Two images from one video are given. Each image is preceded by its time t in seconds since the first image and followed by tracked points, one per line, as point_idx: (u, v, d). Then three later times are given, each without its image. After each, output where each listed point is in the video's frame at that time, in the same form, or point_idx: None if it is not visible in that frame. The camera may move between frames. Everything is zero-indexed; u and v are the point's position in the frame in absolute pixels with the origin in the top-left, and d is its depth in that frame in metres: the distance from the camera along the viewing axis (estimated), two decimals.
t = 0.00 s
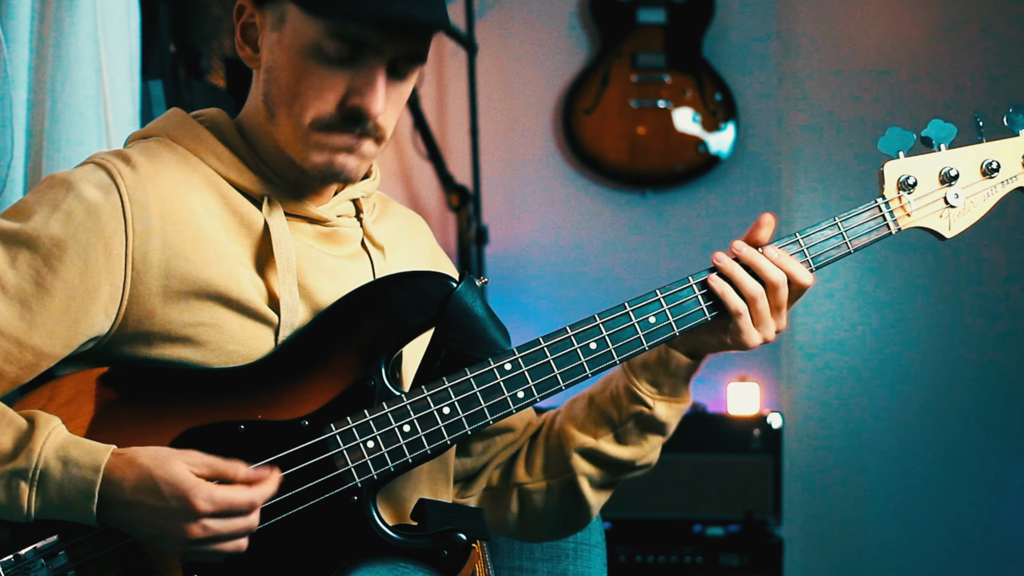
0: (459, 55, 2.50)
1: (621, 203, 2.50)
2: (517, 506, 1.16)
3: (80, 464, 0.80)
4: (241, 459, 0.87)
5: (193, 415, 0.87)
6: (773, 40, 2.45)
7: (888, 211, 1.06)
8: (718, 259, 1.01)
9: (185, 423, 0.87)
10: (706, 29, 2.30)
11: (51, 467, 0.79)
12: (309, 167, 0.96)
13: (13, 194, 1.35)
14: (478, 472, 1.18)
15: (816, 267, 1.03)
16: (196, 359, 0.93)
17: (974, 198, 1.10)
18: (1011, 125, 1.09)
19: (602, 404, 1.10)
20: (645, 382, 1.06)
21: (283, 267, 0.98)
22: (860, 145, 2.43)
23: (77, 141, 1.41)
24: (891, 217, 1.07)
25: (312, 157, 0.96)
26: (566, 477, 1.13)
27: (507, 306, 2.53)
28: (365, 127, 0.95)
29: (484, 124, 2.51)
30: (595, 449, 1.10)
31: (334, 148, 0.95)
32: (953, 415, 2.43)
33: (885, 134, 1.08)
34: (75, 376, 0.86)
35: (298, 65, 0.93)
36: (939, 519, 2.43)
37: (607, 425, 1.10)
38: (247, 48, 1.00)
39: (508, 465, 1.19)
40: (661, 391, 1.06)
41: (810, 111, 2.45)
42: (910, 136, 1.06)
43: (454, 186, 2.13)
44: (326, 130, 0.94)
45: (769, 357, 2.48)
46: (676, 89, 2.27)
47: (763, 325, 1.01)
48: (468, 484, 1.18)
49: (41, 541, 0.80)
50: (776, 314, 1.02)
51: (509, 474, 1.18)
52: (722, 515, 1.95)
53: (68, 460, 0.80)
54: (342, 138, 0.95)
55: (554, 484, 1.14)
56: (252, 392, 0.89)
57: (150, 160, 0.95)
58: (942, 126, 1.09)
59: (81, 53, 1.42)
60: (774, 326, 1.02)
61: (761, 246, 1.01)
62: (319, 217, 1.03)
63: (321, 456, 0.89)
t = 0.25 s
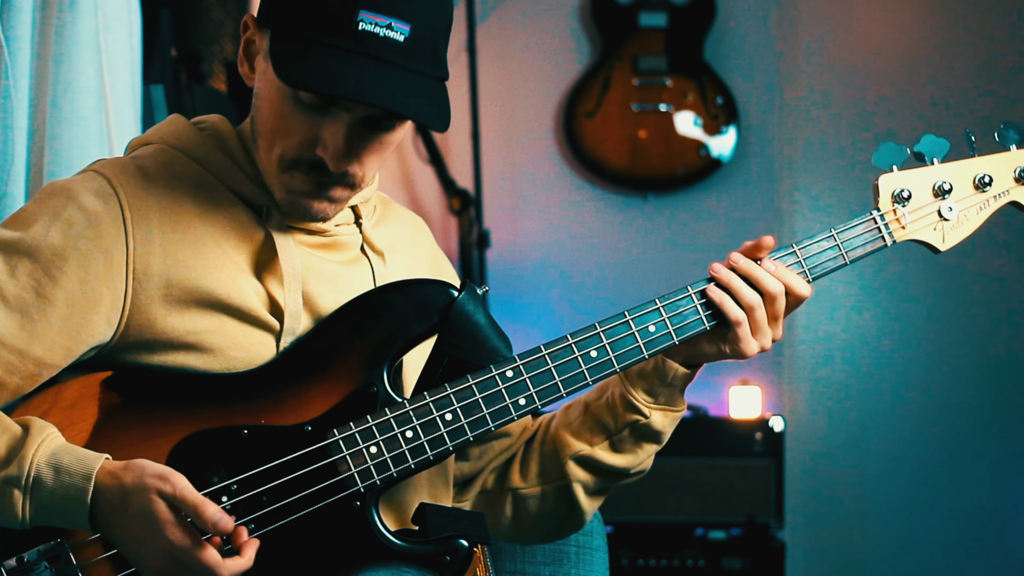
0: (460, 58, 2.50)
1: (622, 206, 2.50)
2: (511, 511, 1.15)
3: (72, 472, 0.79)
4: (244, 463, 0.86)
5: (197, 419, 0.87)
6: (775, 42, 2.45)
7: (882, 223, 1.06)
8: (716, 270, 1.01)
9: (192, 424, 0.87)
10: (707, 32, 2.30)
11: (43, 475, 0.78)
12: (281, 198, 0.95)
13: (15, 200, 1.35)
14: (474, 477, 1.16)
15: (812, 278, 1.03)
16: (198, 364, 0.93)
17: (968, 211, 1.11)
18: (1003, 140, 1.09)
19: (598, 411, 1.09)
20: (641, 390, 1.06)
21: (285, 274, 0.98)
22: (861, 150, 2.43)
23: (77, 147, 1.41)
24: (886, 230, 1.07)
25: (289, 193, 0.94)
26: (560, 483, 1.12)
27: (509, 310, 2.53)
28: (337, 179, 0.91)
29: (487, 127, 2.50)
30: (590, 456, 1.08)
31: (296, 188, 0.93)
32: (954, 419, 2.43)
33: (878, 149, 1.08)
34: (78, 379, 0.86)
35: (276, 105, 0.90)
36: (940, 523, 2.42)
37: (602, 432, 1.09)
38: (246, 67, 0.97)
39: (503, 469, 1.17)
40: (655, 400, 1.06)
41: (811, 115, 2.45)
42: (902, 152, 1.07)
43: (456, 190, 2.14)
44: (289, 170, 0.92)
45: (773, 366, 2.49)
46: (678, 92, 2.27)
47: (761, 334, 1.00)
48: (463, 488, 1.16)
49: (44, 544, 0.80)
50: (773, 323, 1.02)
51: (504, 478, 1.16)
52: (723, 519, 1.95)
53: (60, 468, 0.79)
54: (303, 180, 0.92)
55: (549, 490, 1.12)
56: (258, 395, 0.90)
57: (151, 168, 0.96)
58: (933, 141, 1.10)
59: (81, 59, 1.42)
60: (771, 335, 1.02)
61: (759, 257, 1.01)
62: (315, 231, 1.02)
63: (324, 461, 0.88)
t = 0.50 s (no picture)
0: (464, 62, 2.50)
1: (625, 209, 2.50)
2: (512, 514, 1.14)
3: (76, 472, 0.79)
4: (249, 466, 0.86)
5: (203, 420, 0.87)
6: (778, 46, 2.45)
7: (893, 235, 1.06)
8: (725, 279, 1.01)
9: (198, 426, 0.87)
10: (710, 35, 2.30)
11: (47, 476, 0.78)
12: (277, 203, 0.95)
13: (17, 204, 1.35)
14: (475, 479, 1.16)
15: (822, 290, 1.03)
16: (202, 367, 0.93)
17: (979, 223, 1.10)
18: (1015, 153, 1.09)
19: (602, 417, 1.09)
20: (646, 397, 1.05)
21: (291, 280, 0.98)
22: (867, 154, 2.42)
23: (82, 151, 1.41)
24: (896, 242, 1.06)
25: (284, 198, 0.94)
26: (562, 488, 1.11)
27: (512, 313, 2.53)
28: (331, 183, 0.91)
29: (491, 130, 2.51)
30: (592, 461, 1.08)
31: (291, 194, 0.93)
32: (961, 425, 2.41)
33: (890, 161, 1.08)
34: (84, 379, 0.86)
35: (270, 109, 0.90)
36: (944, 528, 2.41)
37: (605, 438, 1.09)
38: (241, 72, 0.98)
39: (505, 471, 1.16)
40: (659, 407, 1.05)
41: (815, 120, 2.45)
42: (915, 163, 1.06)
43: (458, 193, 2.14)
44: (286, 175, 0.92)
45: (777, 366, 2.48)
46: (681, 96, 2.27)
47: (768, 344, 1.00)
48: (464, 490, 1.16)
49: (48, 542, 0.80)
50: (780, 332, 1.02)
51: (505, 480, 1.16)
52: (727, 521, 1.94)
53: (64, 468, 0.79)
54: (298, 185, 0.92)
55: (551, 494, 1.12)
56: (262, 397, 0.90)
57: (154, 172, 0.96)
58: (946, 153, 1.09)
59: (86, 62, 1.42)
60: (778, 344, 1.02)
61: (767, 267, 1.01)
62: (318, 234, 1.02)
63: (329, 464, 0.88)
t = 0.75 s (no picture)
0: (463, 64, 2.50)
1: (626, 212, 2.49)
2: (512, 514, 1.13)
3: (76, 479, 0.78)
4: (246, 471, 0.86)
5: (200, 425, 0.86)
6: (779, 47, 2.44)
7: (892, 230, 1.05)
8: (723, 275, 1.00)
9: (195, 432, 0.86)
10: (711, 36, 2.29)
11: (46, 483, 0.77)
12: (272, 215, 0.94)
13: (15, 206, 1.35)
14: (474, 479, 1.16)
15: (821, 284, 1.03)
16: (198, 372, 0.92)
17: (979, 217, 1.09)
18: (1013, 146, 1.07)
19: (601, 417, 1.07)
20: (645, 396, 1.04)
21: (287, 282, 0.97)
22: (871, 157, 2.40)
23: (79, 153, 1.40)
24: (896, 237, 1.05)
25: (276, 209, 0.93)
26: (560, 489, 1.10)
27: (513, 314, 2.51)
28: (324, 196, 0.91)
29: (491, 133, 2.49)
30: (591, 461, 1.07)
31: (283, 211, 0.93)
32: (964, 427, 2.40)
33: (888, 155, 1.08)
34: (81, 384, 0.85)
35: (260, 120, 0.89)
36: (947, 530, 2.40)
37: (604, 438, 1.07)
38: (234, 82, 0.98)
39: (504, 471, 1.15)
40: (659, 406, 1.04)
41: (817, 122, 2.44)
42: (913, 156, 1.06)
43: (459, 196, 2.13)
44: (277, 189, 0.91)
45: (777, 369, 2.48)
46: (682, 98, 2.27)
47: (767, 340, 1.00)
48: (463, 489, 1.16)
49: (48, 549, 0.79)
50: (779, 329, 1.01)
51: (504, 481, 1.14)
52: (728, 524, 1.93)
53: (65, 475, 0.78)
54: (291, 201, 0.92)
55: (550, 496, 1.11)
56: (258, 402, 0.88)
57: (149, 176, 0.95)
58: (945, 147, 1.08)
59: (83, 64, 1.41)
60: (776, 341, 1.01)
61: (767, 263, 1.00)
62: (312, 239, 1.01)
63: (326, 468, 0.87)
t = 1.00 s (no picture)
0: (464, 65, 2.50)
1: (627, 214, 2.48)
2: (512, 515, 1.12)
3: (72, 483, 0.77)
4: (246, 474, 0.85)
5: (199, 429, 0.85)
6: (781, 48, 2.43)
7: (896, 231, 1.04)
8: (726, 277, 0.99)
9: (194, 434, 0.85)
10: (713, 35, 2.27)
11: (43, 487, 0.76)
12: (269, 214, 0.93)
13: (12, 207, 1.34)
14: (473, 481, 1.15)
15: (825, 286, 1.02)
16: (197, 375, 0.91)
17: (984, 219, 1.08)
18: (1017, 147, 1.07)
19: (602, 418, 1.07)
20: (646, 397, 1.03)
21: (288, 284, 0.97)
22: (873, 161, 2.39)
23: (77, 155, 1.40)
24: (899, 238, 1.05)
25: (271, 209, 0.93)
26: (560, 491, 1.09)
27: (512, 316, 2.50)
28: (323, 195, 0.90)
29: (493, 134, 2.50)
30: (592, 463, 1.06)
31: (280, 211, 0.92)
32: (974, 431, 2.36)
33: (892, 155, 1.07)
34: (78, 388, 0.85)
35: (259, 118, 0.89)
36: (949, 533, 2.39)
37: (605, 439, 1.07)
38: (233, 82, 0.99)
39: (504, 473, 1.14)
40: (660, 407, 1.03)
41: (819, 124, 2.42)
42: (916, 156, 1.05)
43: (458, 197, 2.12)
44: (274, 189, 0.90)
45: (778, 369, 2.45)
46: (683, 98, 2.26)
47: (770, 343, 0.99)
48: (462, 490, 1.15)
49: (46, 553, 0.79)
50: (782, 332, 1.00)
51: (504, 482, 1.14)
52: (729, 526, 1.91)
53: (61, 479, 0.77)
54: (288, 201, 0.91)
55: (550, 498, 1.10)
56: (258, 405, 0.88)
57: (147, 178, 0.94)
58: (950, 146, 1.07)
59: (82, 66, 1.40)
60: (780, 344, 1.00)
61: (770, 267, 0.99)
62: (313, 241, 1.00)
63: (327, 471, 0.87)
